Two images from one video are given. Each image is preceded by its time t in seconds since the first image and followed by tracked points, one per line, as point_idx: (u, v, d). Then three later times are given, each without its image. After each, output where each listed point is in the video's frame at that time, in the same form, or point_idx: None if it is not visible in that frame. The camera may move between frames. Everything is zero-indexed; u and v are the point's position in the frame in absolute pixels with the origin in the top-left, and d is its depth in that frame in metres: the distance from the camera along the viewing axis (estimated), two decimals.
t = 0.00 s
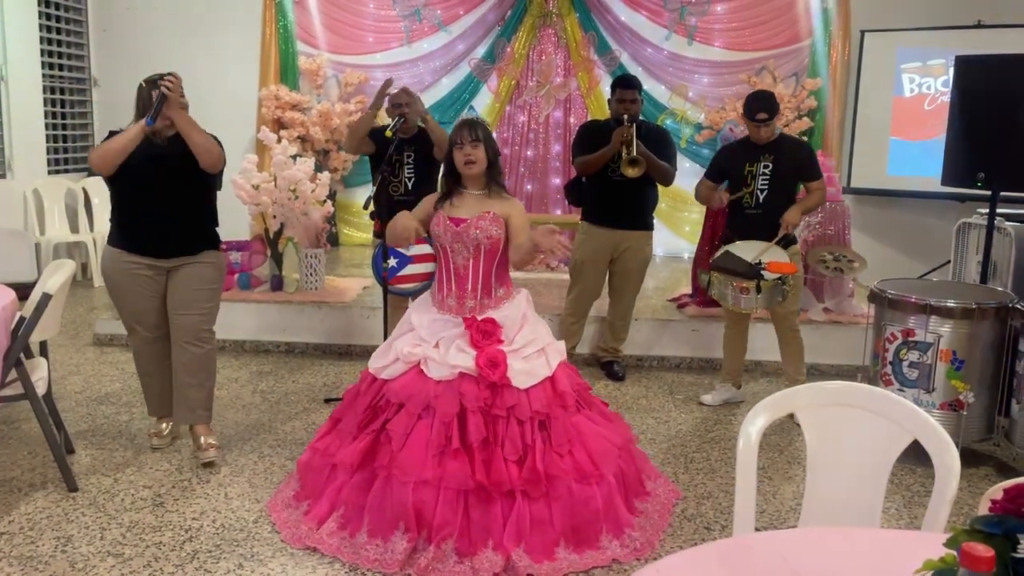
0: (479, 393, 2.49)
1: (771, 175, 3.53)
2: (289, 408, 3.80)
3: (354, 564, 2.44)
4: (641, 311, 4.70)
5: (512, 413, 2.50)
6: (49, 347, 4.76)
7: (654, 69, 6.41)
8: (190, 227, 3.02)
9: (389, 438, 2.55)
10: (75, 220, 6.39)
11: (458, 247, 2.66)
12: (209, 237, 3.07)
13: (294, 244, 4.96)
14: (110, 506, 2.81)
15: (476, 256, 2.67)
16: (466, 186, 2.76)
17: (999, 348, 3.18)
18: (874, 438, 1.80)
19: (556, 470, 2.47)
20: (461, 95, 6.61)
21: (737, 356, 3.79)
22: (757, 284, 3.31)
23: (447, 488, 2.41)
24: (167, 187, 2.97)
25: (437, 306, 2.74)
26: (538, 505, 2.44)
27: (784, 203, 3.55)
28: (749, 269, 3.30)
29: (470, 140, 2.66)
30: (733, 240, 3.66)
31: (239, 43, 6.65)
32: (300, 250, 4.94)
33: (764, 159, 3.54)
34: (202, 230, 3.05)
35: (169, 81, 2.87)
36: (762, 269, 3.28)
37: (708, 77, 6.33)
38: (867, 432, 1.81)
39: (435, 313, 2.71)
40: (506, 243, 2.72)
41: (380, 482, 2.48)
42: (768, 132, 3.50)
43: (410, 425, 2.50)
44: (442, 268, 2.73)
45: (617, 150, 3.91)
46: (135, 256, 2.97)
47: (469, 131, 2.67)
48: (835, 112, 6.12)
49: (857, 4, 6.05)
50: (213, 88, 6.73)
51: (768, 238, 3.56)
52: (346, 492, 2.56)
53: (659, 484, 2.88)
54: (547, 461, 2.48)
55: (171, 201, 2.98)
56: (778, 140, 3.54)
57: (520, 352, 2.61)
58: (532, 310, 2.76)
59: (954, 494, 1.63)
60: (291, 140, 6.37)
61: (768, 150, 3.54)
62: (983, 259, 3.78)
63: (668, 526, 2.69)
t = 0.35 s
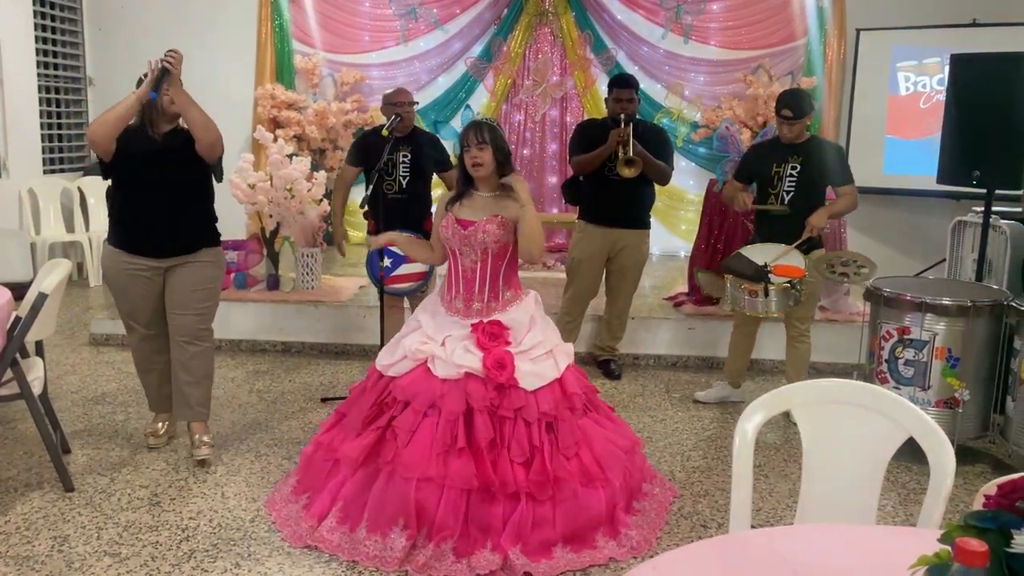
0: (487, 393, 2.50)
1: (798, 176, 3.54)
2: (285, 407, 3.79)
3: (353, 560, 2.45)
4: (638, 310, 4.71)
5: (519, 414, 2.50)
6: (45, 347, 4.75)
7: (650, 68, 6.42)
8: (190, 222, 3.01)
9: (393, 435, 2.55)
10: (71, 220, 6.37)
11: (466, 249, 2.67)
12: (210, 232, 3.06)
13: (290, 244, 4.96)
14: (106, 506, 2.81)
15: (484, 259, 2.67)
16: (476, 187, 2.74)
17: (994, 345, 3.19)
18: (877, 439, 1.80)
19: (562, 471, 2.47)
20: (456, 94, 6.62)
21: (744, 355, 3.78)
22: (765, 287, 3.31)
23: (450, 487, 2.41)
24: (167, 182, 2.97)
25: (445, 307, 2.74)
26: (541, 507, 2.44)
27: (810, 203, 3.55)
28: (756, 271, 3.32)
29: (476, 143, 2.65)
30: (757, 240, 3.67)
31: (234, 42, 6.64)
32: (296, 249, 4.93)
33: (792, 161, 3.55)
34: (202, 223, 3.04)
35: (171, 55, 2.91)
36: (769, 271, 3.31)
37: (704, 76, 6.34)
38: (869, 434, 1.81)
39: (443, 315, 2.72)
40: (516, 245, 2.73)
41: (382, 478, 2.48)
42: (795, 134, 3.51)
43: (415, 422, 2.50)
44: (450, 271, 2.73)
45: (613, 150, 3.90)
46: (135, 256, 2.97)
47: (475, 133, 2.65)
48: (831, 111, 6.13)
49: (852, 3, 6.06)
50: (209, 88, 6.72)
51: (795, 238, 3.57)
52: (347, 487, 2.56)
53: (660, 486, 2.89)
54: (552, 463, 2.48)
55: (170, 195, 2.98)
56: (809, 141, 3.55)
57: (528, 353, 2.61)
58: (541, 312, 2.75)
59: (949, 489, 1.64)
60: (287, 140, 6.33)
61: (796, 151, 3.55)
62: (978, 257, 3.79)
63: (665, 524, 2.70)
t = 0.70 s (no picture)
0: (469, 392, 2.50)
1: (800, 173, 3.53)
2: (282, 406, 3.79)
3: (348, 561, 2.45)
4: (633, 308, 4.72)
5: (503, 411, 2.50)
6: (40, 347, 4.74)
7: (645, 66, 6.43)
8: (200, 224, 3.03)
9: (378, 442, 2.55)
10: (66, 219, 6.36)
11: (446, 245, 2.67)
12: (217, 233, 3.08)
13: (285, 243, 4.95)
14: (102, 506, 2.81)
15: (463, 255, 2.68)
16: (455, 185, 2.77)
17: (988, 342, 3.19)
18: (864, 435, 1.81)
19: (549, 466, 2.48)
20: (452, 93, 6.60)
21: (746, 353, 3.77)
22: (758, 284, 3.33)
23: (439, 489, 2.42)
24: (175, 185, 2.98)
25: (423, 306, 2.74)
26: (531, 503, 2.45)
27: (812, 200, 3.55)
28: (750, 267, 3.34)
29: (464, 142, 2.65)
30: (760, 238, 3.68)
31: (229, 41, 6.62)
32: (292, 248, 4.93)
33: (795, 158, 3.54)
34: (210, 224, 3.06)
35: (169, 172, 2.86)
36: (762, 269, 3.32)
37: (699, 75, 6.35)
38: (856, 429, 1.82)
39: (421, 313, 2.71)
40: (495, 241, 2.75)
41: (371, 485, 2.48)
42: (796, 132, 3.51)
43: (399, 427, 2.50)
44: (427, 268, 2.72)
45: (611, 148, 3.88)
46: (138, 258, 2.97)
47: (463, 133, 2.65)
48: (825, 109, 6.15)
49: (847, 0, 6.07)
50: (203, 87, 6.71)
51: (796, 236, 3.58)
52: (337, 495, 2.56)
53: (653, 479, 2.90)
54: (539, 460, 2.49)
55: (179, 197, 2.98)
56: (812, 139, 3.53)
57: (508, 349, 2.61)
58: (519, 308, 2.76)
59: (943, 486, 1.64)
60: (282, 139, 6.35)
61: (799, 149, 3.54)
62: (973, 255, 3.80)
63: (663, 523, 2.69)
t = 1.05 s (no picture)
0: (465, 396, 2.50)
1: (790, 167, 3.54)
2: (277, 405, 3.78)
3: (345, 560, 2.44)
4: (629, 306, 4.71)
5: (499, 415, 2.50)
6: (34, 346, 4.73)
7: (641, 63, 6.42)
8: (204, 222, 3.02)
9: (375, 444, 2.55)
10: (60, 219, 6.34)
11: (439, 244, 2.65)
12: (221, 230, 3.08)
13: (280, 241, 4.94)
14: (97, 506, 2.80)
15: (457, 253, 2.66)
16: (449, 179, 2.75)
17: (984, 338, 3.20)
18: (861, 432, 1.81)
19: (546, 469, 2.48)
20: (447, 91, 6.60)
21: (741, 350, 3.78)
22: (753, 282, 3.33)
23: (435, 492, 2.41)
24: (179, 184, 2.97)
25: (421, 305, 2.73)
26: (528, 505, 2.45)
27: (801, 195, 3.56)
28: (745, 266, 3.34)
29: (458, 134, 2.65)
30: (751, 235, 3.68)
31: (223, 39, 6.61)
32: (287, 247, 4.92)
33: (784, 153, 3.56)
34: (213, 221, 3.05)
35: (154, 184, 2.82)
36: (757, 267, 3.31)
37: (694, 72, 6.35)
38: (853, 426, 1.82)
39: (417, 313, 2.70)
40: (489, 237, 2.72)
41: (367, 488, 2.48)
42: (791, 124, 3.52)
43: (396, 430, 2.49)
44: (423, 266, 2.71)
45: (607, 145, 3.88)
46: (146, 256, 2.95)
47: (458, 126, 2.66)
48: (820, 106, 6.16)
49: None
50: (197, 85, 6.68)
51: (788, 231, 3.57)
52: (334, 496, 2.57)
53: (647, 479, 2.92)
54: (535, 463, 2.49)
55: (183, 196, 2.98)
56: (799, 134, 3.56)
57: (505, 350, 2.61)
58: (518, 306, 2.76)
59: (940, 483, 1.64)
60: (277, 137, 6.38)
61: (787, 144, 3.56)
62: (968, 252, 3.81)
63: (660, 522, 2.69)
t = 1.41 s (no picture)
0: (468, 391, 2.49)
1: (779, 166, 3.55)
2: (273, 404, 3.77)
3: (342, 559, 2.44)
4: (626, 304, 4.71)
5: (501, 410, 2.50)
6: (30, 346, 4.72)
7: (636, 61, 6.42)
8: (186, 221, 3.01)
9: (375, 441, 2.53)
10: (55, 218, 6.32)
11: (444, 241, 2.64)
12: (203, 229, 3.05)
13: (276, 240, 4.93)
14: (93, 505, 2.79)
15: (462, 251, 2.66)
16: (453, 177, 2.73)
17: (980, 334, 3.20)
18: (857, 427, 1.81)
19: (546, 466, 2.47)
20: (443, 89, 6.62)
21: (737, 347, 3.78)
22: (748, 274, 3.32)
23: (434, 489, 2.41)
24: (162, 183, 2.96)
25: (424, 302, 2.72)
26: (528, 503, 2.44)
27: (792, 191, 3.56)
28: (742, 259, 3.33)
29: (461, 137, 2.63)
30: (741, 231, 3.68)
31: (218, 37, 6.59)
32: (283, 245, 4.90)
33: (773, 150, 3.56)
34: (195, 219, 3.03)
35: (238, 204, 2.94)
36: (754, 259, 3.32)
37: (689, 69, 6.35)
38: (850, 422, 1.82)
39: (421, 310, 2.69)
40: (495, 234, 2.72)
41: (366, 485, 2.47)
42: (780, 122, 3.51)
43: (397, 426, 2.49)
44: (426, 263, 2.70)
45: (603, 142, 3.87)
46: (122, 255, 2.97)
47: (461, 127, 2.63)
48: (816, 103, 6.16)
49: None
50: (192, 84, 6.66)
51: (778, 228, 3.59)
52: (332, 493, 2.55)
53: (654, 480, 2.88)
54: (536, 460, 2.48)
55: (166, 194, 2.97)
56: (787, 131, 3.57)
57: (508, 347, 2.61)
58: (521, 302, 2.76)
59: (935, 479, 1.64)
60: (271, 135, 6.26)
61: (778, 142, 3.56)
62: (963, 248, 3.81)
63: (665, 525, 2.67)
